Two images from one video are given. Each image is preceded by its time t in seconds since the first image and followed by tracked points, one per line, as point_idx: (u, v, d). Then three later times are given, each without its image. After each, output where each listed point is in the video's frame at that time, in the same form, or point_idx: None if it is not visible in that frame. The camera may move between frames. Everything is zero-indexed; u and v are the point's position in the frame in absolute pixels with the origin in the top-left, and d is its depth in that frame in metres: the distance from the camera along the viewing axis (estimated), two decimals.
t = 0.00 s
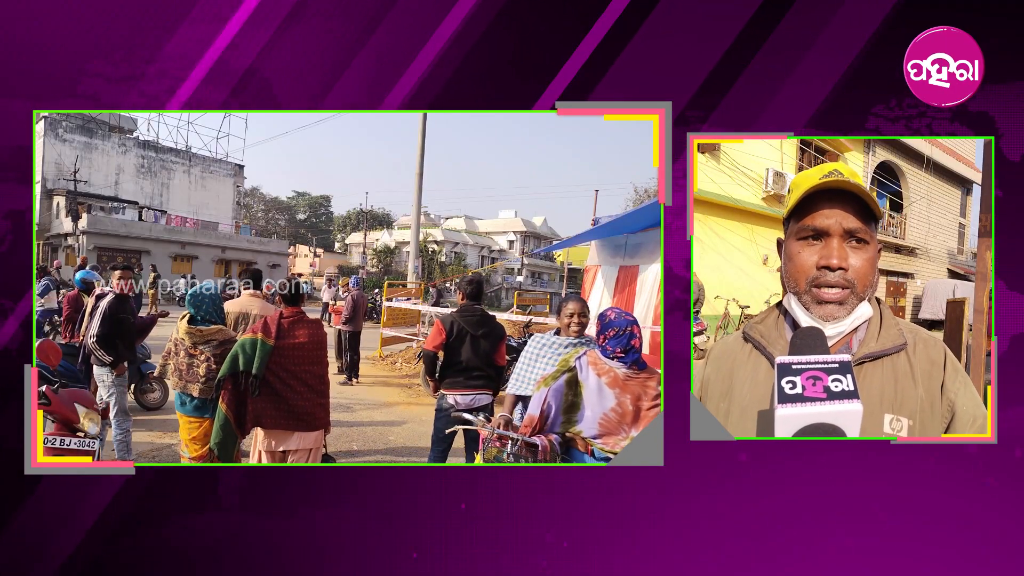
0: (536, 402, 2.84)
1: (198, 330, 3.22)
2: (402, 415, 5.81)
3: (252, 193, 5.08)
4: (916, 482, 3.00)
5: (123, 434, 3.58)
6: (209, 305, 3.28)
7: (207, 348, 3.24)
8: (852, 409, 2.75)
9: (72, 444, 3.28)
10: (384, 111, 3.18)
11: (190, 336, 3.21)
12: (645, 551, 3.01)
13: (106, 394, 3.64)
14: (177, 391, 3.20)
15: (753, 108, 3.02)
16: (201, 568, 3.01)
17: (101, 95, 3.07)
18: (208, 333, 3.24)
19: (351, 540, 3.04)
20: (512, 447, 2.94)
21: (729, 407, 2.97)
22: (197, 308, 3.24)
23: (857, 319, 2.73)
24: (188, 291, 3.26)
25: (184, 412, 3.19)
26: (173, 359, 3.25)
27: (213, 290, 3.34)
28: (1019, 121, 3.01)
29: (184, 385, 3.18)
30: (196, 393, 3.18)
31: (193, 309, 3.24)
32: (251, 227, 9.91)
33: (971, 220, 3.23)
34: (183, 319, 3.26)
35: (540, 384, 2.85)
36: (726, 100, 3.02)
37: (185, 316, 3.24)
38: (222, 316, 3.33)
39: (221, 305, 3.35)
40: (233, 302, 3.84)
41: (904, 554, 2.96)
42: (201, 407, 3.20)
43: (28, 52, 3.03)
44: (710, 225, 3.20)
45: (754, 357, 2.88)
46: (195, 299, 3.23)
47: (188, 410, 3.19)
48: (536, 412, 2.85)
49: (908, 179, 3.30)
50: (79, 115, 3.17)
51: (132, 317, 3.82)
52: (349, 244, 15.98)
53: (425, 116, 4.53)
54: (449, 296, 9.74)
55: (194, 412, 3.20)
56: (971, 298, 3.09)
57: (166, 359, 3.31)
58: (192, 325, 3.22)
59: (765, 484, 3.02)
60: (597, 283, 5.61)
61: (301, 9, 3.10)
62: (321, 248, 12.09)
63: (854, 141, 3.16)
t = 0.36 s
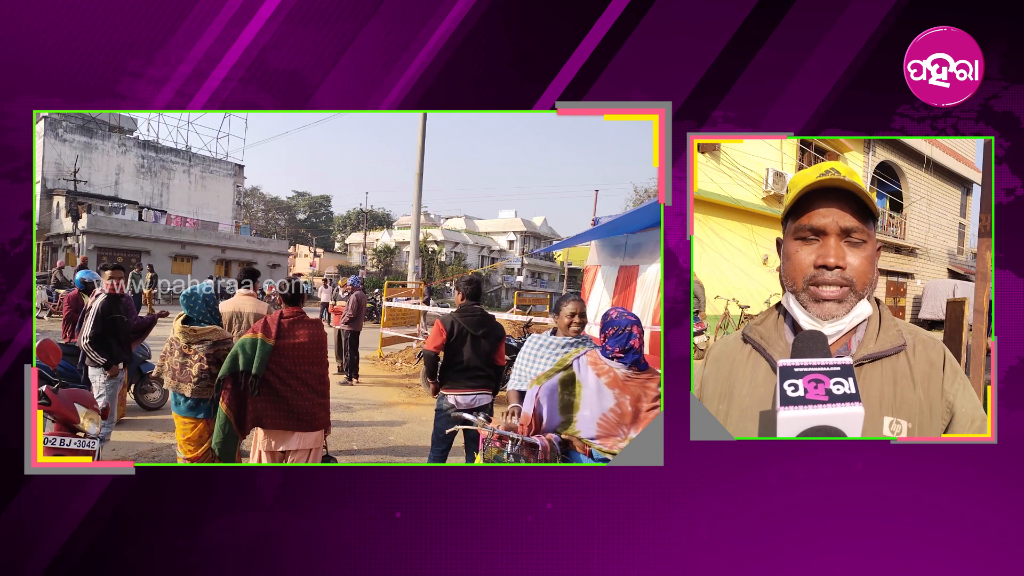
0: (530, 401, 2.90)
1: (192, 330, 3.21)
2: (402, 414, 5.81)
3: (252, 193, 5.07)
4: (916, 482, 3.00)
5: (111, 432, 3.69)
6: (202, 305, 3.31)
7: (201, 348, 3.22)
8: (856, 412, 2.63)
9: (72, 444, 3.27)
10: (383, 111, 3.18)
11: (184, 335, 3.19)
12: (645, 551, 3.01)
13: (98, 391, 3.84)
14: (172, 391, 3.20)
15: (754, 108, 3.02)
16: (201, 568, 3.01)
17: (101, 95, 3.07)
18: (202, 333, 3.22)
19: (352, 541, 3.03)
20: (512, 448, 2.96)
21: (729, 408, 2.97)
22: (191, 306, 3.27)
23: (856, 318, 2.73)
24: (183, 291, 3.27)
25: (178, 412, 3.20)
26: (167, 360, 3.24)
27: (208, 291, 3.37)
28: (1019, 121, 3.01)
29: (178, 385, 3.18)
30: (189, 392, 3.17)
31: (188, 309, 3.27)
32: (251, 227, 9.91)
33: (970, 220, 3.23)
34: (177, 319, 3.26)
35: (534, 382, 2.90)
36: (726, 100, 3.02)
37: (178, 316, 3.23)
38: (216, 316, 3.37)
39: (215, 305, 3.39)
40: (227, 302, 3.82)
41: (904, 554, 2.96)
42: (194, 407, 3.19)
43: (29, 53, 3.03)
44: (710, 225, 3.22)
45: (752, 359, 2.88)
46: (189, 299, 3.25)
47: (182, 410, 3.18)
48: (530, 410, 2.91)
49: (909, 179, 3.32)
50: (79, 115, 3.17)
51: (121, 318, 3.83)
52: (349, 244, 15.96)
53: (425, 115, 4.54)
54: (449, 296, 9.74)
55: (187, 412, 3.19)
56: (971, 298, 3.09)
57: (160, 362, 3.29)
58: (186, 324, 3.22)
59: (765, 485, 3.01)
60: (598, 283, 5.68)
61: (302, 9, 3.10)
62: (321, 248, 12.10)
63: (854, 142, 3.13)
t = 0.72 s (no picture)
0: (523, 395, 2.94)
1: (193, 330, 3.22)
2: (402, 414, 5.81)
3: (252, 192, 5.07)
4: (916, 482, 2.99)
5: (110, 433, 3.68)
6: (203, 305, 3.27)
7: (202, 348, 3.23)
8: (858, 411, 2.63)
9: (72, 444, 3.28)
10: (383, 110, 3.17)
11: (186, 336, 3.20)
12: (645, 551, 3.01)
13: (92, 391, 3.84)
14: (173, 391, 3.20)
15: (754, 108, 3.01)
16: (201, 568, 3.02)
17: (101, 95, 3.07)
18: (203, 333, 3.23)
19: (352, 541, 3.03)
20: (512, 448, 2.96)
21: (728, 408, 2.98)
22: (192, 306, 3.24)
23: (857, 317, 2.73)
24: (184, 291, 3.24)
25: (180, 412, 3.19)
26: (168, 360, 3.23)
27: (210, 291, 3.34)
28: (1019, 120, 3.01)
29: (180, 385, 3.18)
30: (191, 393, 3.18)
31: (188, 309, 3.23)
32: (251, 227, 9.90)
33: (970, 220, 3.23)
34: (179, 319, 3.26)
35: (527, 377, 2.93)
36: (726, 100, 3.02)
37: (180, 316, 3.24)
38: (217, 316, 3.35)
39: (216, 305, 3.35)
40: (227, 302, 3.81)
41: (904, 554, 2.96)
42: (196, 407, 3.19)
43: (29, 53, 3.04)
44: (710, 225, 3.18)
45: (752, 358, 2.88)
46: (190, 299, 3.23)
47: (183, 411, 3.18)
48: (524, 405, 2.97)
49: (908, 180, 3.31)
50: (79, 115, 3.17)
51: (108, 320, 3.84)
52: (349, 244, 15.95)
53: (425, 115, 4.53)
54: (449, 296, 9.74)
55: (188, 412, 3.19)
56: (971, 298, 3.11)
57: (162, 361, 3.28)
58: (187, 325, 3.22)
59: (766, 485, 3.01)
60: (598, 283, 5.66)
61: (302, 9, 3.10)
62: (321, 248, 12.09)
63: (855, 142, 3.15)
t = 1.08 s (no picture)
0: (518, 393, 2.93)
1: (198, 330, 3.24)
2: (402, 414, 5.82)
3: (252, 193, 5.06)
4: (916, 482, 2.99)
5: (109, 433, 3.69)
6: (206, 305, 3.27)
7: (207, 348, 3.26)
8: (858, 410, 2.63)
9: (72, 444, 3.27)
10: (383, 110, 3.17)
11: (191, 335, 3.23)
12: (645, 551, 3.01)
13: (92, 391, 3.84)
14: (176, 391, 3.20)
15: (754, 108, 3.01)
16: (201, 567, 3.02)
17: (101, 95, 3.06)
18: (208, 333, 3.26)
19: (352, 541, 3.03)
20: (512, 448, 2.98)
21: (728, 408, 2.97)
22: (195, 306, 3.23)
23: (856, 317, 2.73)
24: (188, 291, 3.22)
25: (183, 412, 3.20)
26: (172, 359, 3.25)
27: (213, 291, 3.33)
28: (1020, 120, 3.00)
29: (184, 384, 3.19)
30: (196, 393, 3.19)
31: (192, 308, 3.22)
32: (251, 227, 9.88)
33: (970, 220, 3.22)
34: (183, 319, 3.27)
35: (523, 375, 2.90)
36: (726, 100, 3.02)
37: (185, 316, 3.25)
38: (220, 316, 3.34)
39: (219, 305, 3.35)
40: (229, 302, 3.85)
41: (903, 554, 2.96)
42: (200, 407, 3.21)
43: (31, 53, 3.04)
44: (711, 225, 3.20)
45: (753, 358, 2.86)
46: (194, 299, 3.21)
47: (187, 410, 3.20)
48: (521, 403, 2.94)
49: (908, 179, 3.34)
50: (79, 115, 3.17)
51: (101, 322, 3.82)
52: (349, 244, 15.94)
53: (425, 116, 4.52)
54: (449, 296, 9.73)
55: (192, 412, 3.20)
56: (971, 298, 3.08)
57: (164, 360, 3.30)
58: (192, 325, 3.23)
59: (766, 485, 3.01)
60: (598, 283, 5.65)
61: (302, 10, 3.10)
62: (321, 248, 12.08)
63: (854, 142, 3.18)
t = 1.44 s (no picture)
0: (517, 394, 2.92)
1: (204, 330, 3.26)
2: (402, 414, 5.81)
3: (252, 193, 5.06)
4: (916, 482, 2.99)
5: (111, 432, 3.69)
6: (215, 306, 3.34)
7: (213, 348, 3.30)
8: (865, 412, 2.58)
9: (72, 444, 3.25)
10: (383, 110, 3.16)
11: (197, 336, 3.24)
12: (645, 551, 3.01)
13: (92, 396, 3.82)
14: (180, 391, 3.21)
15: (754, 108, 3.01)
16: (201, 567, 3.02)
17: (101, 95, 3.07)
18: (214, 334, 3.28)
19: (352, 541, 3.03)
20: (512, 448, 2.96)
21: (729, 407, 2.96)
22: (203, 308, 3.30)
23: (852, 319, 2.70)
24: (197, 290, 3.28)
25: (187, 412, 3.20)
26: (177, 359, 3.26)
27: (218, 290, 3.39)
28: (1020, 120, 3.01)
29: (190, 385, 3.20)
30: (201, 393, 3.20)
31: (200, 309, 3.28)
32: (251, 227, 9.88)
33: (971, 220, 3.22)
34: (188, 319, 3.29)
35: (521, 375, 2.91)
36: (726, 100, 3.02)
37: (190, 316, 3.26)
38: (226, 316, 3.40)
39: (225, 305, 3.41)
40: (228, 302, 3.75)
41: (903, 554, 2.96)
42: (204, 407, 3.22)
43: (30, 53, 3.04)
44: (710, 225, 3.21)
45: (752, 357, 2.85)
46: (203, 298, 3.28)
47: (191, 410, 3.20)
48: (520, 403, 2.94)
49: (909, 179, 3.29)
50: (79, 115, 3.17)
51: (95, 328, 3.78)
52: (349, 245, 15.94)
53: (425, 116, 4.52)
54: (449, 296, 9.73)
55: (196, 412, 3.21)
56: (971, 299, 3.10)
57: (168, 359, 3.31)
58: (198, 325, 3.25)
59: (766, 485, 3.01)
60: (598, 282, 5.57)
61: (303, 10, 3.10)
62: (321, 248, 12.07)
63: (855, 141, 3.12)
